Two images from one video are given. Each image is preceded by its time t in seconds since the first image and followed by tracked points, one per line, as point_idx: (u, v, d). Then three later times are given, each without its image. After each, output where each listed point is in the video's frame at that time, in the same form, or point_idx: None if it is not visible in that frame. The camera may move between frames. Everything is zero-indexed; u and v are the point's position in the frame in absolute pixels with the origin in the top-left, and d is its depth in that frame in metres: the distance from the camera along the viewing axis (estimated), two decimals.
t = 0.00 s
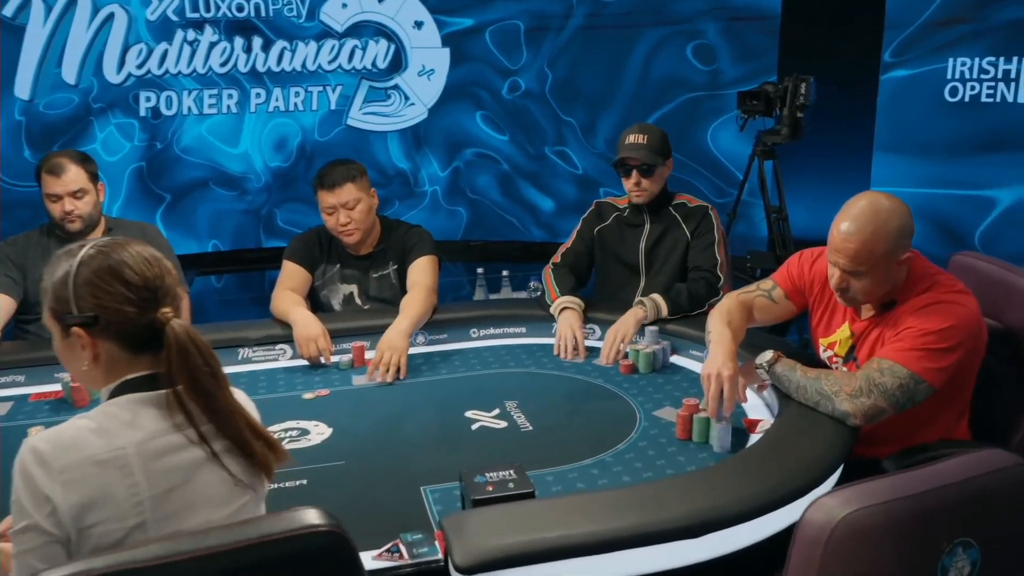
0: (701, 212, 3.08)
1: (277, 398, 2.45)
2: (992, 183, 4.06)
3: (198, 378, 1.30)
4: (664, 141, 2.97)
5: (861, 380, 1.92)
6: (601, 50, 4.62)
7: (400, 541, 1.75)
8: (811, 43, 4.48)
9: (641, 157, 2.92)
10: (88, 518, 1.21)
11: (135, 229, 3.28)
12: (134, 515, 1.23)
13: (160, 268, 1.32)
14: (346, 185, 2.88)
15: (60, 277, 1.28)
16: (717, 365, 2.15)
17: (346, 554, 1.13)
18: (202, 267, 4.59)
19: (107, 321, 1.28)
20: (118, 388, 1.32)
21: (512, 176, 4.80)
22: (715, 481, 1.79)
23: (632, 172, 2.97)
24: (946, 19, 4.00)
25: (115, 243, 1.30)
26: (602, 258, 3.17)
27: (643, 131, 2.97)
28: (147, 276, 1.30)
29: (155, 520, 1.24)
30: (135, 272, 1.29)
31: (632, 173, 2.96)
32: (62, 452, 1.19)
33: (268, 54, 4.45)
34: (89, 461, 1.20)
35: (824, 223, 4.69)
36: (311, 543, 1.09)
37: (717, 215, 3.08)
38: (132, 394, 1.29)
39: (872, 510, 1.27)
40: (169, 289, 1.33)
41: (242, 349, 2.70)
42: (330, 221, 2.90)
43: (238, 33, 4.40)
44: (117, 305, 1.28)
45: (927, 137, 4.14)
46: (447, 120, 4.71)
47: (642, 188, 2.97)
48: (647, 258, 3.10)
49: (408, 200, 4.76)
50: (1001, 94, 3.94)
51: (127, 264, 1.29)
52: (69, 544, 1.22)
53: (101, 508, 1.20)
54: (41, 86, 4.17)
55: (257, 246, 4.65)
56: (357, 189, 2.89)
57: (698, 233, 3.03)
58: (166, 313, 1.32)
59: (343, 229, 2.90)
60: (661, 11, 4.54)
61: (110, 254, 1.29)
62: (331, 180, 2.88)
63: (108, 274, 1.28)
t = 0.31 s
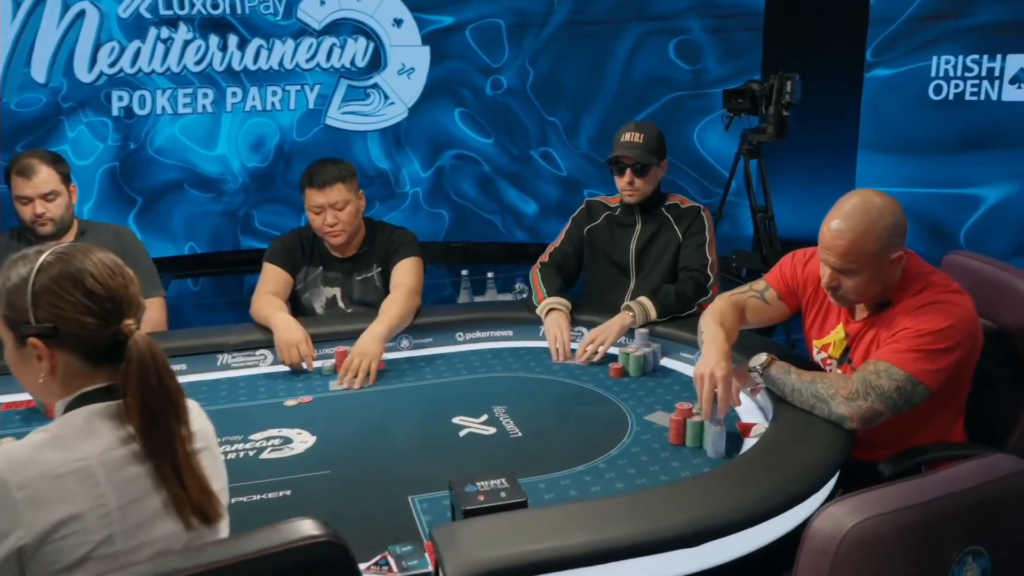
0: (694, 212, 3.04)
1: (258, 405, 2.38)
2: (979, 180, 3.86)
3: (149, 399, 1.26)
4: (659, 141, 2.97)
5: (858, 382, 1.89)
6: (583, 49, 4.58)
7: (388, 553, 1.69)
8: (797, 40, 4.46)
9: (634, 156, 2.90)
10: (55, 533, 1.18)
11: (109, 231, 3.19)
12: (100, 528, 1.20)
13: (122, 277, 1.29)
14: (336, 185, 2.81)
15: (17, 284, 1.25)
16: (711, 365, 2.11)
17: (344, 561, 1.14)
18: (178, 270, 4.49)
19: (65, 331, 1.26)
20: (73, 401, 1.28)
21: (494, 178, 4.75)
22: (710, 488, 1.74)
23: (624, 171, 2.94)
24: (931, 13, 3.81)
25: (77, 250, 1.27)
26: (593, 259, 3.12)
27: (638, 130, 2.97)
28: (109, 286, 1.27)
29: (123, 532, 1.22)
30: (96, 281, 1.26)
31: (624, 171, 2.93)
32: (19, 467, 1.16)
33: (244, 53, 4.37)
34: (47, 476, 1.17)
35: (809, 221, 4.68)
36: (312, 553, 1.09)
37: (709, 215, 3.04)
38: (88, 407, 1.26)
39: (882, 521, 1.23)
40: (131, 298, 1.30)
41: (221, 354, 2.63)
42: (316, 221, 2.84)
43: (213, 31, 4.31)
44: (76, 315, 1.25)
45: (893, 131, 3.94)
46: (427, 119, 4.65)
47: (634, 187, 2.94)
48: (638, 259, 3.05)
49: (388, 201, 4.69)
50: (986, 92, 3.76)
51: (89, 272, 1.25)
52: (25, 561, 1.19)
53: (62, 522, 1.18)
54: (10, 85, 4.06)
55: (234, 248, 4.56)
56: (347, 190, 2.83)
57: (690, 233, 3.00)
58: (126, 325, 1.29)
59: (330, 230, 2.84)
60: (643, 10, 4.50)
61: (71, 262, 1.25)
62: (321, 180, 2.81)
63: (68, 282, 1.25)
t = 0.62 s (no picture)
0: (680, 212, 3.01)
1: (233, 415, 2.30)
2: (958, 177, 3.86)
3: (114, 418, 1.19)
4: (645, 142, 2.93)
5: (850, 385, 1.86)
6: (559, 47, 4.54)
7: (372, 569, 1.62)
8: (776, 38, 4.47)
9: (617, 158, 2.87)
10: (12, 555, 1.13)
11: (76, 236, 3.08)
12: (58, 553, 1.14)
13: (89, 290, 1.22)
14: (322, 186, 2.74)
15: None
16: (701, 368, 2.06)
17: None
18: (146, 274, 4.37)
19: (25, 343, 1.18)
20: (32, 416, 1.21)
21: (470, 178, 4.69)
22: (705, 494, 1.69)
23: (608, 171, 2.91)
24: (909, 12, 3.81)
25: (43, 257, 1.20)
26: (578, 259, 3.08)
27: (623, 131, 2.93)
28: (75, 298, 1.19)
29: (83, 554, 1.16)
30: (60, 292, 1.18)
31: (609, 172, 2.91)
32: None
33: (213, 50, 4.26)
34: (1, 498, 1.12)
35: (787, 220, 4.69)
36: None
37: (694, 214, 3.01)
38: (43, 425, 1.18)
39: (893, 532, 1.19)
40: (97, 313, 1.23)
41: (194, 362, 2.55)
42: (297, 220, 2.77)
43: (181, 28, 4.19)
44: (37, 328, 1.18)
45: (874, 132, 3.96)
46: (402, 118, 4.58)
47: (618, 189, 2.91)
48: (624, 259, 3.01)
49: (363, 203, 4.61)
50: (964, 90, 3.77)
51: (53, 282, 1.18)
52: None
53: (18, 543, 1.12)
54: None
55: (204, 250, 4.45)
56: (333, 192, 2.77)
57: (675, 232, 2.96)
58: (92, 341, 1.22)
59: (311, 231, 2.78)
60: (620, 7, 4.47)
61: (35, 270, 1.18)
62: (310, 177, 2.74)
63: (30, 292, 1.17)
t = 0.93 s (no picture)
0: (664, 211, 2.98)
1: (209, 423, 2.24)
2: (938, 175, 3.87)
3: (83, 441, 1.13)
4: (627, 145, 2.89)
5: (841, 387, 1.83)
6: (537, 45, 4.50)
7: None
8: (758, 38, 4.46)
9: (600, 162, 2.84)
10: None
11: (44, 239, 2.99)
12: None
13: (66, 302, 1.16)
14: (293, 192, 2.66)
15: None
16: (689, 367, 2.04)
17: None
18: (116, 277, 4.26)
19: None
20: None
21: (448, 179, 4.63)
22: (700, 497, 1.64)
23: (593, 177, 2.88)
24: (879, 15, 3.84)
25: (18, 264, 1.13)
26: (562, 260, 3.04)
27: (604, 134, 2.89)
28: (48, 311, 1.13)
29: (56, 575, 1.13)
30: (33, 304, 1.12)
31: (592, 176, 2.87)
32: None
33: (184, 49, 4.17)
34: None
35: (768, 220, 4.69)
36: None
37: (678, 213, 2.97)
38: (9, 442, 1.12)
39: (899, 538, 1.16)
40: (73, 326, 1.16)
41: (169, 368, 2.47)
42: (269, 229, 2.70)
43: (151, 26, 4.10)
44: (6, 341, 1.11)
45: (858, 130, 3.95)
46: (378, 118, 4.51)
47: (603, 193, 2.88)
48: (608, 260, 2.98)
49: (340, 204, 4.54)
50: (944, 87, 3.78)
51: (25, 292, 1.11)
52: None
53: None
54: None
55: (176, 253, 4.35)
56: (305, 197, 2.68)
57: (659, 232, 2.93)
58: (65, 357, 1.16)
59: (284, 240, 2.70)
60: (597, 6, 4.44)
61: (8, 279, 1.11)
62: (277, 184, 2.65)
63: (2, 304, 1.10)
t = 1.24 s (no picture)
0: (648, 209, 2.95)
1: (186, 431, 2.16)
2: (919, 173, 3.88)
3: (45, 461, 1.08)
4: (610, 145, 2.86)
5: (836, 388, 1.81)
6: (515, 43, 4.45)
7: None
8: (736, 36, 4.46)
9: (583, 161, 2.81)
10: None
11: (13, 242, 2.90)
12: None
13: (33, 317, 1.09)
14: (263, 201, 2.57)
15: None
16: (665, 349, 2.13)
17: None
18: (86, 280, 4.15)
19: None
20: None
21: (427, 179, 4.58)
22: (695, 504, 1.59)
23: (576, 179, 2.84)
24: (852, 16, 3.88)
25: None
26: (546, 260, 3.01)
27: (587, 135, 2.86)
28: (14, 326, 1.07)
29: None
30: None
31: (576, 177, 2.83)
32: None
33: (155, 46, 4.08)
34: None
35: (750, 219, 4.69)
36: None
37: (663, 211, 2.94)
38: None
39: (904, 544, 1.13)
40: (41, 341, 1.10)
41: (143, 375, 2.40)
42: (244, 239, 2.63)
43: (120, 24, 4.01)
44: None
45: (842, 128, 3.99)
46: (355, 116, 4.45)
47: (587, 194, 2.84)
48: (593, 260, 2.95)
49: (316, 205, 4.47)
50: (925, 85, 3.80)
51: None
52: None
53: None
54: None
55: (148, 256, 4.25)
56: (276, 204, 2.60)
57: (643, 230, 2.90)
58: (30, 374, 1.10)
59: (258, 247, 2.63)
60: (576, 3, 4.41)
61: None
62: (247, 193, 2.57)
63: None
